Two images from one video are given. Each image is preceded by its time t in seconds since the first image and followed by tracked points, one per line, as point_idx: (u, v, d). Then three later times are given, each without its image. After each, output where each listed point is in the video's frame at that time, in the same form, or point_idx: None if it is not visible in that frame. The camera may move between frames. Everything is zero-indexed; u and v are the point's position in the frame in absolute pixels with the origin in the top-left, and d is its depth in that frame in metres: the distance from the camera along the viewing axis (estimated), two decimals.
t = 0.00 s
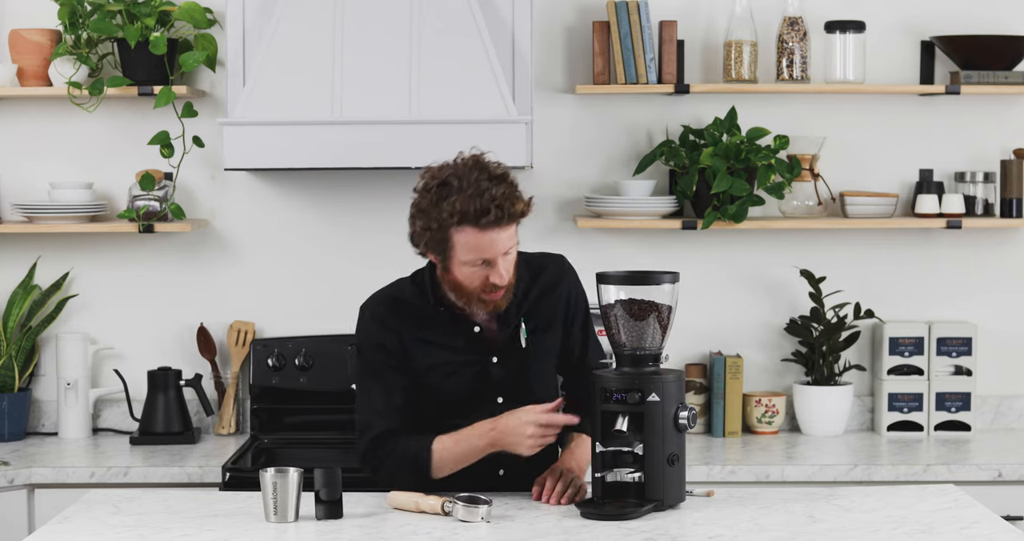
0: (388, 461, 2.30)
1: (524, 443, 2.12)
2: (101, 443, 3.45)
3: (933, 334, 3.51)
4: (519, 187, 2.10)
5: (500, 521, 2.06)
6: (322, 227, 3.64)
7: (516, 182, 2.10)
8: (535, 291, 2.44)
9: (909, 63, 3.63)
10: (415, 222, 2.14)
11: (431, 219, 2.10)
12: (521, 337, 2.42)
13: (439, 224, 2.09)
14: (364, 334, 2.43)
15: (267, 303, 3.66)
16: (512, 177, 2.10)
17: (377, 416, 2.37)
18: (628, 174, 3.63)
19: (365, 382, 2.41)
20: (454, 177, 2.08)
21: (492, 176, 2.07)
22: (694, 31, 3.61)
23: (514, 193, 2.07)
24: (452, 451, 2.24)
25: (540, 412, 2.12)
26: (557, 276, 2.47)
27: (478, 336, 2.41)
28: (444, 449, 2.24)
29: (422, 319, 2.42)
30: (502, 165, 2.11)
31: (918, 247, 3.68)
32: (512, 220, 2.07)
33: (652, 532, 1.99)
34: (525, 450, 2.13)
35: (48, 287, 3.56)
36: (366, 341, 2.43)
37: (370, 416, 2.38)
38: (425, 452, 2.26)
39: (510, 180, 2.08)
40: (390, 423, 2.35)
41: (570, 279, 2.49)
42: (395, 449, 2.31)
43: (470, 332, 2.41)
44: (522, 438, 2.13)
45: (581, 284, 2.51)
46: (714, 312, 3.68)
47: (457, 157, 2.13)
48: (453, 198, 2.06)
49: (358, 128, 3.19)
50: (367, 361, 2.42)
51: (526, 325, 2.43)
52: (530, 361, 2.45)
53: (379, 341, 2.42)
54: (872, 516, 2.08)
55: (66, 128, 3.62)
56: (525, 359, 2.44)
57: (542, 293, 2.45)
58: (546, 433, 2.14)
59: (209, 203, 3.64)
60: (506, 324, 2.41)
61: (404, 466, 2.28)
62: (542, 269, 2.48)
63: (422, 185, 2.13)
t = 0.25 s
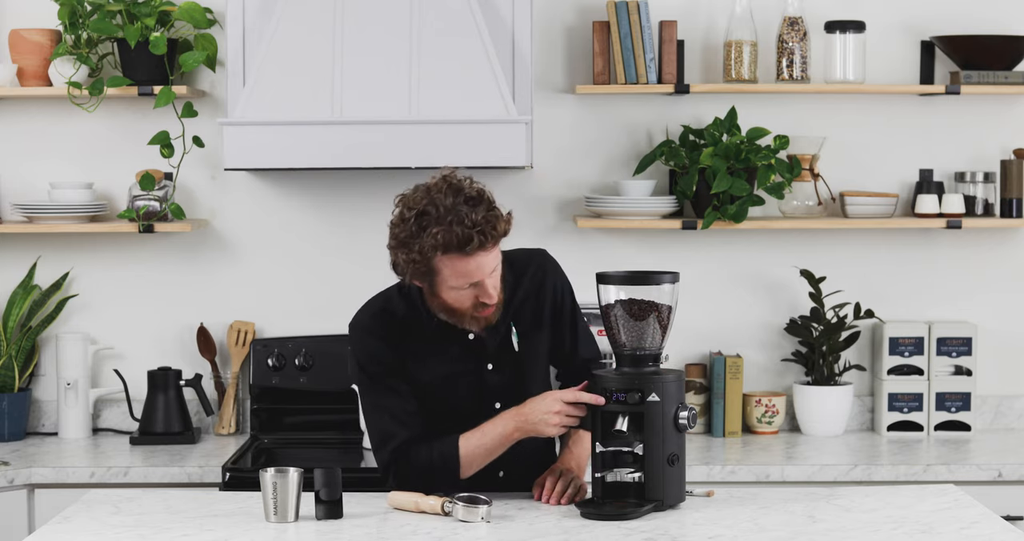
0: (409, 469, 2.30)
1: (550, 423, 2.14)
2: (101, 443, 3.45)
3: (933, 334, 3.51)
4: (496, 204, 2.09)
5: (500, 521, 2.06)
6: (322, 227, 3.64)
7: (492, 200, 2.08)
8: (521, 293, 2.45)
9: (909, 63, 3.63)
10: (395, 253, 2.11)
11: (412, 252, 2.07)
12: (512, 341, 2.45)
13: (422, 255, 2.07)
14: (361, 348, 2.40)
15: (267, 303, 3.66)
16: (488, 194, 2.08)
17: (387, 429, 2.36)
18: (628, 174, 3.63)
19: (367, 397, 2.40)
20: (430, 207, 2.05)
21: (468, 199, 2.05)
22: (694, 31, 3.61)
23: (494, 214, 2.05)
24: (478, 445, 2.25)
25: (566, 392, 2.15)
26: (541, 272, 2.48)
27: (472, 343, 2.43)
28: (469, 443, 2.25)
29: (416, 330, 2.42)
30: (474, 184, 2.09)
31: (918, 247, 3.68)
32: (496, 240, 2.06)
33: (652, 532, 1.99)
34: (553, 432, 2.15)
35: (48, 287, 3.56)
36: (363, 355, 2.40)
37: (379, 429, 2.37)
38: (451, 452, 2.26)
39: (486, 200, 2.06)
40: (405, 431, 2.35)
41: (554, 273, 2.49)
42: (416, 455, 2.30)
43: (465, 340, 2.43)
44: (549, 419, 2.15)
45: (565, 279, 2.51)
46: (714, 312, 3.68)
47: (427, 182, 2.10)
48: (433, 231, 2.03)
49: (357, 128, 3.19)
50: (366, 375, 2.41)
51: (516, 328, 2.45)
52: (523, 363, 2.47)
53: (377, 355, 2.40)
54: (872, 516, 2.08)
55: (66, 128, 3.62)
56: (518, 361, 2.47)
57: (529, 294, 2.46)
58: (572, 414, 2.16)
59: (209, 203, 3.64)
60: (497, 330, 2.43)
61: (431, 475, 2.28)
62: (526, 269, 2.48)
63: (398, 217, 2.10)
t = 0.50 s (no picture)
0: (409, 470, 2.30)
1: (552, 422, 2.15)
2: (101, 443, 3.45)
3: (933, 334, 3.51)
4: (485, 209, 2.08)
5: (501, 521, 2.06)
6: (321, 227, 3.64)
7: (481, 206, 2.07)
8: (517, 295, 2.45)
9: (909, 63, 3.63)
10: (387, 265, 2.11)
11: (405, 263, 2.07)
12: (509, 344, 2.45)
13: (415, 266, 2.06)
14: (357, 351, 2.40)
15: (267, 303, 3.66)
16: (477, 200, 2.07)
17: (386, 432, 2.37)
18: (628, 174, 3.63)
19: (364, 400, 2.40)
20: (420, 218, 2.04)
21: (458, 208, 2.04)
22: (694, 31, 3.61)
23: (485, 220, 2.05)
24: (478, 444, 2.25)
25: (567, 391, 2.15)
26: (536, 272, 2.48)
27: (468, 346, 2.43)
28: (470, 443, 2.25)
29: (412, 333, 2.42)
30: (463, 190, 2.07)
31: (918, 247, 3.68)
32: (488, 246, 2.06)
33: (652, 532, 1.99)
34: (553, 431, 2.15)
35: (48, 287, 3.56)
36: (359, 359, 2.40)
37: (378, 432, 2.37)
38: (451, 452, 2.26)
39: (476, 206, 2.05)
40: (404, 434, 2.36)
41: (549, 273, 2.49)
42: (416, 457, 2.30)
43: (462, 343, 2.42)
44: (550, 418, 2.15)
45: (561, 280, 2.50)
46: (714, 312, 3.68)
47: (415, 191, 2.08)
48: (425, 242, 2.02)
49: (357, 128, 3.19)
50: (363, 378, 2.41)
51: (512, 330, 2.45)
52: (521, 364, 2.47)
53: (373, 358, 2.40)
54: (872, 515, 2.08)
55: (66, 128, 3.62)
56: (516, 363, 2.47)
57: (524, 295, 2.46)
58: (572, 413, 2.16)
59: (209, 203, 3.64)
60: (493, 333, 2.42)
61: (431, 477, 2.28)
62: (522, 270, 2.48)
63: (388, 229, 2.08)
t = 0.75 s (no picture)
0: (408, 472, 2.29)
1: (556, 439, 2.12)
2: (101, 443, 3.45)
3: (933, 334, 3.51)
4: (486, 205, 2.08)
5: (501, 521, 2.06)
6: (321, 227, 3.64)
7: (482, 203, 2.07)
8: (516, 295, 2.45)
9: (909, 63, 3.63)
10: (390, 263, 2.10)
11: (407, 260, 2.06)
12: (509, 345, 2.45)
13: (417, 263, 2.06)
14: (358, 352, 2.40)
15: (267, 303, 3.66)
16: (476, 196, 2.07)
17: (386, 433, 2.36)
18: (628, 174, 3.63)
19: (365, 401, 2.40)
20: (422, 213, 2.04)
21: (459, 203, 2.04)
22: (694, 31, 3.61)
23: (486, 215, 2.05)
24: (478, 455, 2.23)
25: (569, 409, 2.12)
26: (536, 272, 2.48)
27: (469, 347, 2.43)
28: (470, 451, 2.23)
29: (412, 334, 2.43)
30: (464, 187, 2.08)
31: (918, 247, 3.68)
32: (490, 241, 2.05)
33: (652, 532, 1.99)
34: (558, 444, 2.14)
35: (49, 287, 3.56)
36: (360, 360, 2.40)
37: (378, 433, 2.36)
38: (452, 459, 2.25)
39: (477, 202, 2.06)
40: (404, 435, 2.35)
41: (549, 273, 2.48)
42: (416, 459, 2.29)
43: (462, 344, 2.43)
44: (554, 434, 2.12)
45: (562, 281, 2.50)
46: (714, 312, 3.68)
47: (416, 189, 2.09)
48: (427, 237, 2.02)
49: (357, 128, 3.19)
50: (363, 379, 2.40)
51: (512, 330, 2.46)
52: (522, 365, 2.46)
53: (374, 359, 2.40)
54: (871, 516, 2.08)
55: (66, 128, 3.62)
56: (516, 363, 2.46)
57: (523, 295, 2.46)
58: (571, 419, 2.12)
59: (209, 203, 3.64)
60: (493, 334, 2.42)
61: (431, 478, 2.27)
62: (521, 271, 2.48)
63: (390, 226, 2.09)
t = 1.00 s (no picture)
0: (407, 472, 2.29)
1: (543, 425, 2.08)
2: (101, 443, 3.45)
3: (933, 334, 3.51)
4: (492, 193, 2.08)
5: (501, 521, 2.06)
6: (322, 227, 3.64)
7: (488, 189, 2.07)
8: (519, 294, 2.46)
9: (909, 63, 3.63)
10: (397, 251, 2.11)
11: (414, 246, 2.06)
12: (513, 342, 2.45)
13: (424, 249, 2.06)
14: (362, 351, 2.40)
15: (267, 303, 3.66)
16: (482, 184, 2.07)
17: (388, 432, 2.35)
18: (628, 174, 3.63)
19: (367, 401, 2.39)
20: (427, 201, 2.05)
21: (465, 189, 2.04)
22: (694, 31, 3.61)
23: (492, 202, 2.05)
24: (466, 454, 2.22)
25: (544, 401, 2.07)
26: (538, 271, 2.49)
27: (473, 346, 2.43)
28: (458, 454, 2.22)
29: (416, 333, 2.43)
30: (469, 175, 2.08)
31: (918, 247, 3.68)
32: (496, 227, 2.05)
33: (652, 532, 1.99)
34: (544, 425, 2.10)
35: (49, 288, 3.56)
36: (363, 358, 2.40)
37: (380, 433, 2.36)
38: (440, 461, 2.25)
39: (483, 189, 2.06)
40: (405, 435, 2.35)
41: (550, 272, 2.51)
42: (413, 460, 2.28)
43: (466, 343, 2.43)
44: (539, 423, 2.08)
45: (562, 279, 2.52)
46: (714, 312, 3.68)
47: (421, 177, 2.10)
48: (433, 223, 2.03)
49: (357, 128, 3.19)
50: (366, 379, 2.40)
51: (515, 329, 2.46)
52: (525, 364, 2.47)
53: (377, 359, 2.40)
54: (871, 515, 2.08)
55: (66, 128, 3.62)
56: (519, 362, 2.46)
57: (526, 294, 2.47)
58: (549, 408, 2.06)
59: (209, 203, 3.64)
60: (497, 332, 2.42)
61: (430, 478, 2.26)
62: (524, 270, 2.49)
63: (396, 215, 2.09)
